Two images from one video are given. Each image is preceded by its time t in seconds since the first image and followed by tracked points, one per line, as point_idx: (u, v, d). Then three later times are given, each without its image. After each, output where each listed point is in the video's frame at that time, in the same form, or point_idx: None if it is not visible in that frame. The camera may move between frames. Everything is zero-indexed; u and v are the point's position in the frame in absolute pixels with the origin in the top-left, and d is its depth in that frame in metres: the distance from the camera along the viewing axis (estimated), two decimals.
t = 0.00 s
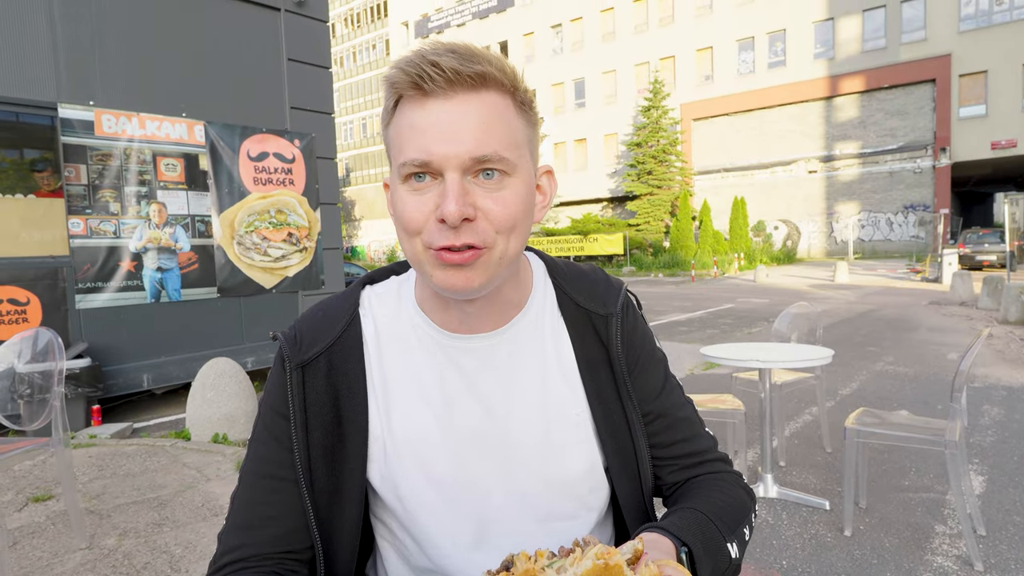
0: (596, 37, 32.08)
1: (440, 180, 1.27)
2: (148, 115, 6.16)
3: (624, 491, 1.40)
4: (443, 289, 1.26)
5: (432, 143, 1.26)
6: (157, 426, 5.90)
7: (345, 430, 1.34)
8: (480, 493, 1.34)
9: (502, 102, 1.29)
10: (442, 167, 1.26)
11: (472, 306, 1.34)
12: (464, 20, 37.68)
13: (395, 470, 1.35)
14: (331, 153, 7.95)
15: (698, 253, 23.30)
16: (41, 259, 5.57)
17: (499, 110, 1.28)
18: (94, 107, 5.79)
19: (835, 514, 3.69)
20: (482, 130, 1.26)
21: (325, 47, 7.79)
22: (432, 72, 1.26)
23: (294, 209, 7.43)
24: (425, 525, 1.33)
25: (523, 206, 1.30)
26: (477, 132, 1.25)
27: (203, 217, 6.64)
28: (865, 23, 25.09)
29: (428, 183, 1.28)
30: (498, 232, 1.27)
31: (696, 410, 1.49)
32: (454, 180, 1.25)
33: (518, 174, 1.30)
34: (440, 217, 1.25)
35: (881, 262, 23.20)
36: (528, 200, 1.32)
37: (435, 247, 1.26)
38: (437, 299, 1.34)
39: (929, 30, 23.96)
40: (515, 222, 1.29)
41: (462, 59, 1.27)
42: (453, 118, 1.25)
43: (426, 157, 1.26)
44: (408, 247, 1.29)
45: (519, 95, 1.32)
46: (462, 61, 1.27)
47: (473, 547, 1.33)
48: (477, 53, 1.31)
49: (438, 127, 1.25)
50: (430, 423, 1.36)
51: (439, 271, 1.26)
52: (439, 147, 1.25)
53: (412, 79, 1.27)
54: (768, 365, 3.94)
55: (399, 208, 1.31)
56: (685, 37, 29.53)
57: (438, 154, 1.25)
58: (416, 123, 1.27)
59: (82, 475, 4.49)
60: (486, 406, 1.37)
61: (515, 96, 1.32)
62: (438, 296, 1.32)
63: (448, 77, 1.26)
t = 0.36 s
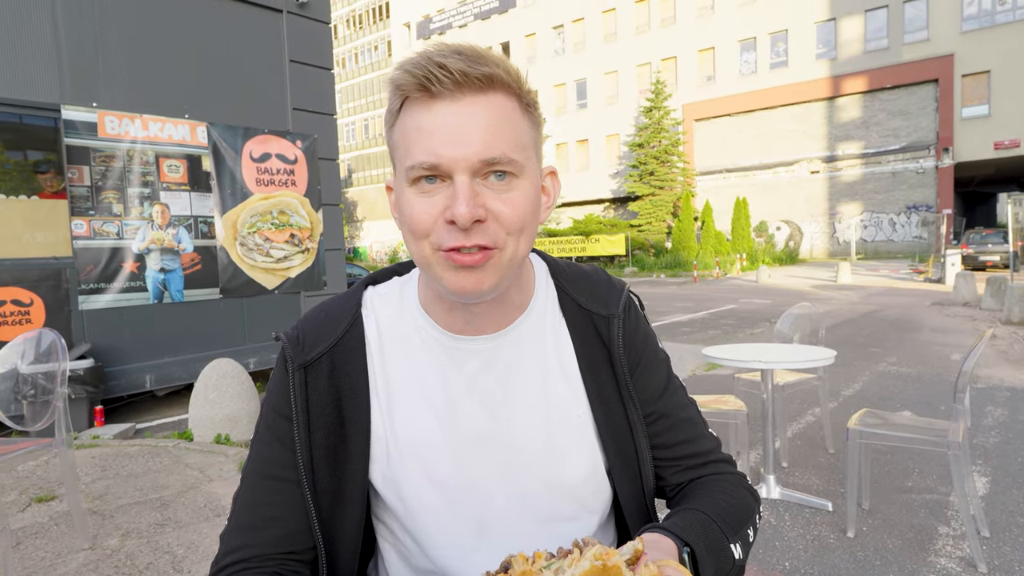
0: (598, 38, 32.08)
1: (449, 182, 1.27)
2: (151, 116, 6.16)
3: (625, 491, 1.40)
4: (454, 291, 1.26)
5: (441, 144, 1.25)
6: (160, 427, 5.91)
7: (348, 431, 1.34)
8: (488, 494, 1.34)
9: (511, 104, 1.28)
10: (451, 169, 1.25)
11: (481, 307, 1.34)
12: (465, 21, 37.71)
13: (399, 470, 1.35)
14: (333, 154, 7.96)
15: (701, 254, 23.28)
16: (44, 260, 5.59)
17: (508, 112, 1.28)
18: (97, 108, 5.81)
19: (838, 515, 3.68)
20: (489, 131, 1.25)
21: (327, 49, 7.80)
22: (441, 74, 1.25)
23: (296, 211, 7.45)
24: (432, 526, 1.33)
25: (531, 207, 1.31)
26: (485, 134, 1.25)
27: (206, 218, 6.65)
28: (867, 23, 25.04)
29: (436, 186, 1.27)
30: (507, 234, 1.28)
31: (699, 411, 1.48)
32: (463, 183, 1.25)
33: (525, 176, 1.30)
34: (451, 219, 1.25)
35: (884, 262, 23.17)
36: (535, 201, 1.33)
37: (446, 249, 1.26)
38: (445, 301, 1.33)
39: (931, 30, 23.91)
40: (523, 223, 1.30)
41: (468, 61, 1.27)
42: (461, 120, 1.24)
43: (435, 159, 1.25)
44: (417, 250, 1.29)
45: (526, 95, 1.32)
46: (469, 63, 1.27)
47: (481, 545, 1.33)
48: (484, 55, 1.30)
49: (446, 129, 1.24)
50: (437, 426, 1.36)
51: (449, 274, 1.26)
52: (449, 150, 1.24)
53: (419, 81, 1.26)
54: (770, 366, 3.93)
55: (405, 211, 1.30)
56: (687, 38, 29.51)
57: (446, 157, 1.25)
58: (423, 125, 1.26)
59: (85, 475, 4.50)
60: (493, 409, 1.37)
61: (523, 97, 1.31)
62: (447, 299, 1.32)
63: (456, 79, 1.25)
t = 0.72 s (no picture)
0: (600, 38, 32.07)
1: (450, 203, 1.23)
2: (153, 118, 6.17)
3: (626, 491, 1.40)
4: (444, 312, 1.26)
5: (447, 164, 1.21)
6: (162, 428, 5.92)
7: (350, 431, 1.35)
8: (477, 501, 1.33)
9: (521, 128, 1.23)
10: (453, 190, 1.22)
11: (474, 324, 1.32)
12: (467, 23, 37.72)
13: (401, 472, 1.34)
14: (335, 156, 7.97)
15: (702, 255, 23.25)
16: (48, 261, 5.66)
17: (518, 138, 1.23)
18: (100, 110, 5.82)
19: (841, 516, 3.67)
20: (497, 154, 1.21)
21: (329, 50, 7.81)
22: (455, 91, 1.20)
23: (299, 212, 7.46)
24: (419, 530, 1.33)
25: (533, 232, 1.27)
26: (490, 158, 1.21)
27: (209, 219, 6.66)
28: (870, 23, 25.00)
29: (439, 203, 1.25)
30: (501, 259, 1.25)
31: (700, 409, 1.49)
32: (464, 206, 1.22)
33: (531, 203, 1.26)
34: (446, 240, 1.22)
35: (887, 263, 23.12)
36: (537, 227, 1.29)
37: (440, 266, 1.25)
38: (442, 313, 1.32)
39: (934, 31, 23.88)
40: (521, 247, 1.26)
41: (485, 80, 1.21)
42: (470, 140, 1.20)
43: (439, 178, 1.22)
44: (414, 261, 1.28)
45: (538, 115, 1.26)
46: (484, 84, 1.21)
47: (476, 548, 1.33)
48: (505, 75, 1.24)
49: (455, 149, 1.21)
50: (439, 434, 1.35)
51: (440, 290, 1.25)
52: (451, 171, 1.21)
53: (431, 94, 1.22)
54: (772, 366, 3.92)
55: (408, 221, 1.28)
56: (689, 38, 29.49)
57: (450, 177, 1.21)
58: (429, 141, 1.22)
59: (88, 476, 4.51)
60: (500, 411, 1.37)
61: (534, 118, 1.26)
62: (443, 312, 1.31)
63: (467, 98, 1.20)
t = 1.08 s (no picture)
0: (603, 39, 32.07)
1: (494, 225, 1.23)
2: (157, 119, 6.19)
3: (628, 489, 1.40)
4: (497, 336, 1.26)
5: (492, 188, 1.19)
6: (166, 428, 5.93)
7: (352, 432, 1.35)
8: (513, 515, 1.34)
9: (556, 146, 1.25)
10: (500, 214, 1.21)
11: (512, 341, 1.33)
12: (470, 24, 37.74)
13: (407, 475, 1.34)
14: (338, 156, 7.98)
15: (705, 256, 23.21)
16: (52, 262, 5.62)
17: (557, 156, 1.25)
18: (104, 111, 5.85)
19: (844, 518, 3.66)
20: (541, 176, 1.22)
21: (332, 52, 7.82)
22: (496, 112, 1.18)
23: (301, 213, 7.48)
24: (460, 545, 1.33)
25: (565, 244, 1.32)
26: (536, 179, 1.21)
27: (212, 220, 6.68)
28: (873, 24, 24.95)
29: (480, 225, 1.23)
30: (543, 271, 1.28)
31: (702, 409, 1.48)
32: (511, 228, 1.22)
33: (564, 217, 1.30)
34: (496, 262, 1.22)
35: (890, 264, 23.05)
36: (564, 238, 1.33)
37: (484, 285, 1.25)
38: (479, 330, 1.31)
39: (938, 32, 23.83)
40: (557, 261, 1.30)
41: (526, 103, 1.20)
42: (518, 162, 1.19)
43: (485, 203, 1.20)
44: (452, 281, 1.26)
45: (563, 129, 1.29)
46: (526, 107, 1.21)
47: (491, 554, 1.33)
48: (535, 94, 1.25)
49: (502, 173, 1.19)
50: (453, 444, 1.34)
51: (487, 309, 1.26)
52: (497, 195, 1.19)
53: (470, 114, 1.19)
54: (775, 368, 3.91)
55: (441, 242, 1.25)
56: (692, 40, 29.47)
57: (499, 201, 1.20)
58: (469, 163, 1.19)
59: (92, 476, 4.52)
60: (506, 413, 1.37)
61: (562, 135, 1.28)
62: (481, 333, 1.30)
63: (512, 119, 1.18)
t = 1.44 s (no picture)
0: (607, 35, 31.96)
1: (489, 187, 1.22)
2: (159, 112, 6.17)
3: (632, 485, 1.37)
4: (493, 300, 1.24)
5: (484, 146, 1.19)
6: (167, 422, 5.92)
7: (350, 426, 1.32)
8: (509, 498, 1.30)
9: (550, 108, 1.25)
10: (493, 174, 1.21)
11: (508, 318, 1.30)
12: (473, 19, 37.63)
13: (406, 468, 1.32)
14: (340, 151, 7.94)
15: (708, 253, 23.13)
16: (53, 256, 5.60)
17: (550, 116, 1.25)
18: (105, 104, 5.82)
19: (848, 516, 3.63)
20: (533, 135, 1.22)
21: (335, 45, 7.79)
22: (486, 71, 1.19)
23: (303, 207, 7.44)
24: (458, 528, 1.30)
25: (565, 212, 1.30)
26: (529, 137, 1.21)
27: (214, 214, 6.66)
28: (879, 20, 24.80)
29: (474, 188, 1.22)
30: (544, 239, 1.26)
31: (712, 405, 1.45)
32: (506, 189, 1.21)
33: (562, 183, 1.28)
34: (493, 226, 1.20)
35: (894, 263, 22.95)
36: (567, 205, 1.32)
37: (479, 253, 1.23)
38: (475, 303, 1.29)
39: (944, 28, 23.70)
40: (558, 228, 1.28)
41: (514, 61, 1.21)
42: (509, 119, 1.20)
43: (477, 162, 1.20)
44: (448, 251, 1.24)
45: (558, 96, 1.29)
46: (516, 65, 1.22)
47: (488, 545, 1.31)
48: (526, 55, 1.26)
49: (494, 130, 1.19)
50: (452, 432, 1.32)
51: (484, 276, 1.23)
52: (491, 153, 1.19)
53: (460, 75, 1.20)
54: (780, 364, 3.88)
55: (436, 212, 1.24)
56: (696, 36, 29.36)
57: (491, 161, 1.20)
58: (461, 124, 1.20)
59: (92, 470, 4.50)
60: (508, 403, 1.34)
61: (556, 99, 1.28)
62: (476, 304, 1.28)
63: (501, 76, 1.19)
